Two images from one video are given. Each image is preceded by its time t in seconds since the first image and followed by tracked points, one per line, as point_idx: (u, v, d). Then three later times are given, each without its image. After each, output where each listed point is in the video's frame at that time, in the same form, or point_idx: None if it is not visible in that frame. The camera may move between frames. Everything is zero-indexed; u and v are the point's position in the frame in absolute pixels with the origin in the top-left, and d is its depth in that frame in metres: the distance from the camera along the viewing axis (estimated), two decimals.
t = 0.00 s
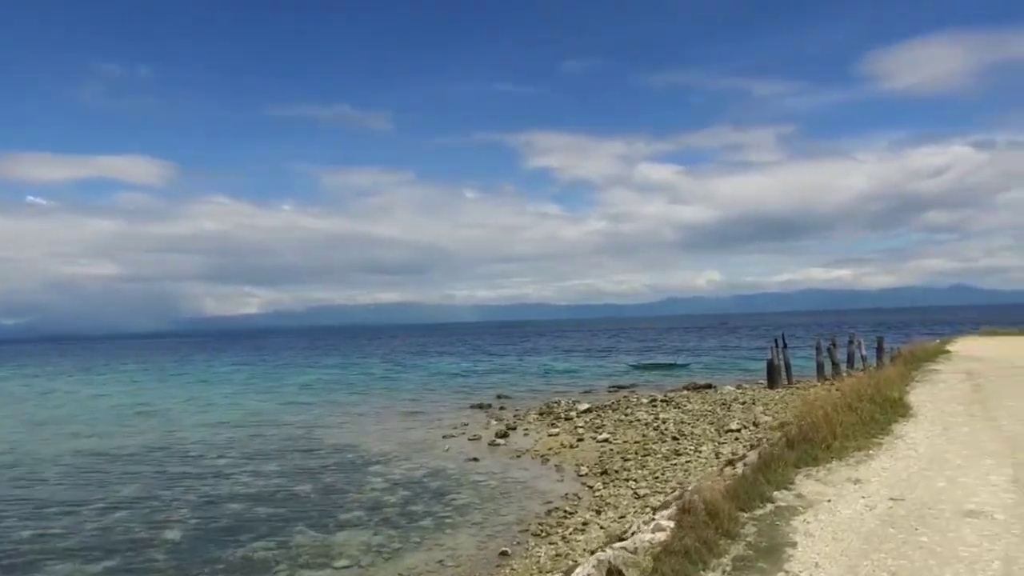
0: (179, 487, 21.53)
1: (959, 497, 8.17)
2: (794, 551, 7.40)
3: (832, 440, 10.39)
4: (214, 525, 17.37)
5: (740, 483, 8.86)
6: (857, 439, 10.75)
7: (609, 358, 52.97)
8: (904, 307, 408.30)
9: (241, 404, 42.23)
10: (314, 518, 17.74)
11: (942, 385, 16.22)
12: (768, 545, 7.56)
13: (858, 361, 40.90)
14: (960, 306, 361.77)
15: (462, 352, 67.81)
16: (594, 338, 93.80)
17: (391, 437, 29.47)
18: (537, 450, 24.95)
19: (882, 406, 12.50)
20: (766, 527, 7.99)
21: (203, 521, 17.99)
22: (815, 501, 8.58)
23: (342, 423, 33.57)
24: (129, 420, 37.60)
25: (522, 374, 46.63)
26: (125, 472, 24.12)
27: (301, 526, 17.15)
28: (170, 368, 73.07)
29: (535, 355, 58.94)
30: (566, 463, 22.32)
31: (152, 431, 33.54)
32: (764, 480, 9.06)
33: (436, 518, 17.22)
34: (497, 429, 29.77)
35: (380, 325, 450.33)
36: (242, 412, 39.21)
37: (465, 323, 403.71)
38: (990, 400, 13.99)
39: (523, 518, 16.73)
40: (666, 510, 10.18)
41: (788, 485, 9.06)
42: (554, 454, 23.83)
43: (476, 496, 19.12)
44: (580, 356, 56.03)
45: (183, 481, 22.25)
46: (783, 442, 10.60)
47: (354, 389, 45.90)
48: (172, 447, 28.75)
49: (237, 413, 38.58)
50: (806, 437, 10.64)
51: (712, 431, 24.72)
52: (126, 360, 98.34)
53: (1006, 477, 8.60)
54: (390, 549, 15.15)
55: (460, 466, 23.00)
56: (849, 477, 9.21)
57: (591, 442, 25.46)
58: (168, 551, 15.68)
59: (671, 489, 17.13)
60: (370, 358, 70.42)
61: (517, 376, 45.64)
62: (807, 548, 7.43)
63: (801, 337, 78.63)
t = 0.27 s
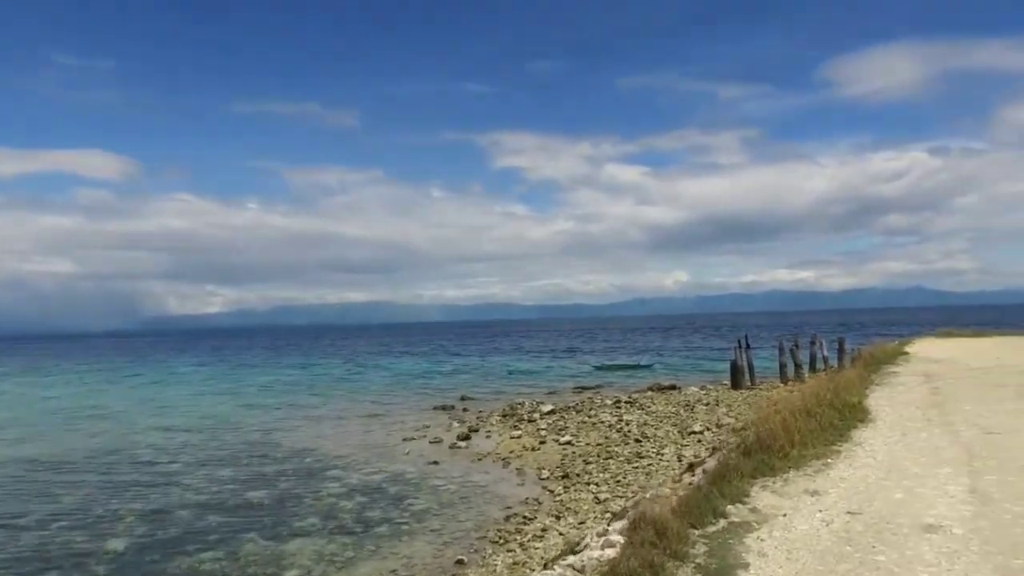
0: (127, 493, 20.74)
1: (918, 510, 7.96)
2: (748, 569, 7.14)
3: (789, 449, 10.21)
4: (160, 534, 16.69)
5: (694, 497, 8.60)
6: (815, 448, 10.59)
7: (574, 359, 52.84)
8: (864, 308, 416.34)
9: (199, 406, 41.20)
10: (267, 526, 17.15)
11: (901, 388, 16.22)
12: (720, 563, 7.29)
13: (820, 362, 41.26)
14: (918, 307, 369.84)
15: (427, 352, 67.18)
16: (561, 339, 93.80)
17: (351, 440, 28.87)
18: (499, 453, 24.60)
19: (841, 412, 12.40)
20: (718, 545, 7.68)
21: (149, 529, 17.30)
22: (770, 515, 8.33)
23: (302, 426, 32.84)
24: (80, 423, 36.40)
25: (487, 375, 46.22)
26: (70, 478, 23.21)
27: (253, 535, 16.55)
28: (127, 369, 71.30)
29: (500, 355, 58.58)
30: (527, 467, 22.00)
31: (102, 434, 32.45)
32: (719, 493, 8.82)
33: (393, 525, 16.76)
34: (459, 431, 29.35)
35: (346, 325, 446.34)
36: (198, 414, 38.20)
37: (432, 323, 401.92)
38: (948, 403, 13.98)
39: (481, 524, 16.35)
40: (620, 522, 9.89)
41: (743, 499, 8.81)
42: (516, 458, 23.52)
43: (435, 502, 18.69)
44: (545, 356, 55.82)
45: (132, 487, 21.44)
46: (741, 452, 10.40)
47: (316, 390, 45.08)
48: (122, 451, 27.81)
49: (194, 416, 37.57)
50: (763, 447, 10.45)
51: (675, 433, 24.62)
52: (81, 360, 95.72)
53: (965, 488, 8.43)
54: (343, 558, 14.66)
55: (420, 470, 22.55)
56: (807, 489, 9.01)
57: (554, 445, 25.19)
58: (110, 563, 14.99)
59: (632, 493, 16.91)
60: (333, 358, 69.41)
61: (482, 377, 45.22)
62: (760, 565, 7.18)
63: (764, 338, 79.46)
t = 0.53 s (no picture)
0: (98, 497, 20.25)
1: (904, 527, 7.63)
2: None
3: (771, 460, 9.91)
4: (129, 542, 16.19)
5: (670, 513, 8.27)
6: (797, 459, 10.29)
7: (561, 359, 52.57)
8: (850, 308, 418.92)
9: (179, 408, 40.53)
10: (240, 532, 16.72)
11: (886, 392, 15.99)
12: None
13: (806, 363, 41.18)
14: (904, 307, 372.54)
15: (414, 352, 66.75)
16: (547, 339, 93.51)
17: (332, 442, 28.44)
18: (481, 456, 24.25)
19: (826, 419, 12.12)
20: (694, 569, 7.24)
21: (119, 534, 16.82)
22: (749, 535, 7.93)
23: (283, 428, 32.37)
24: (57, 424, 35.75)
25: (473, 375, 45.87)
26: (42, 482, 22.66)
27: (225, 541, 16.12)
28: (108, 369, 70.31)
29: (487, 355, 58.25)
30: (509, 471, 21.65)
31: (79, 436, 31.85)
32: (696, 510, 8.49)
33: (369, 532, 16.36)
34: (442, 433, 28.98)
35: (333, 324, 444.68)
36: (178, 415, 37.63)
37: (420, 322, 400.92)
38: (934, 409, 13.73)
39: (459, 531, 15.98)
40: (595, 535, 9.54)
41: (720, 516, 8.45)
42: (498, 461, 23.17)
43: (413, 507, 18.30)
44: (531, 357, 55.53)
45: (104, 491, 20.90)
46: (721, 463, 10.08)
47: (299, 391, 44.57)
48: (98, 454, 27.26)
49: (174, 417, 37.02)
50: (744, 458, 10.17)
51: (660, 435, 24.34)
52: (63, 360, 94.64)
53: (953, 503, 8.12)
54: (316, 567, 14.24)
55: (400, 475, 22.13)
56: (788, 504, 8.66)
57: (537, 448, 24.86)
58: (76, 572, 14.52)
59: (614, 498, 16.58)
60: (319, 358, 68.86)
61: (467, 378, 44.83)
62: None
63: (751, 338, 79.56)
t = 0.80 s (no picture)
0: (71, 501, 19.76)
1: (892, 542, 7.31)
2: None
3: (753, 468, 9.61)
4: (100, 548, 15.73)
5: (645, 528, 7.93)
6: (780, 466, 9.99)
7: (548, 360, 52.27)
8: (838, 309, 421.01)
9: (160, 409, 39.95)
10: (215, 537, 16.30)
11: (874, 395, 15.73)
12: None
13: (794, 364, 41.03)
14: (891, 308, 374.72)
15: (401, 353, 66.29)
16: (536, 339, 93.17)
17: (315, 444, 28.00)
18: (464, 458, 23.89)
19: (812, 424, 11.83)
20: None
21: (90, 540, 16.37)
22: (727, 552, 7.57)
23: (265, 430, 31.89)
24: (35, 426, 35.13)
25: (459, 376, 45.48)
26: (14, 486, 22.14)
27: (199, 547, 15.70)
28: (89, 370, 69.42)
29: (475, 356, 57.86)
30: (492, 474, 21.30)
31: (56, 438, 31.27)
32: (674, 524, 8.15)
33: (347, 537, 15.98)
34: (427, 435, 28.60)
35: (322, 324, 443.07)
36: (159, 417, 37.07)
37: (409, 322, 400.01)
38: (922, 413, 13.48)
39: (439, 537, 15.62)
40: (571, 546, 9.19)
41: (697, 530, 8.11)
42: (482, 463, 22.82)
43: (393, 512, 17.92)
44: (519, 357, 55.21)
45: (77, 495, 20.41)
46: (702, 472, 9.77)
47: (284, 392, 44.04)
48: (74, 456, 26.73)
49: (155, 418, 36.47)
50: (726, 466, 9.86)
51: (646, 437, 24.06)
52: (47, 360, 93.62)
53: (942, 516, 7.82)
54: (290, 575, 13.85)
55: (382, 478, 21.75)
56: (770, 517, 8.34)
57: (522, 450, 24.52)
58: None
59: (598, 502, 16.26)
60: (305, 358, 68.28)
61: (453, 379, 44.42)
62: None
63: (740, 339, 79.56)
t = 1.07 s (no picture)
0: (42, 506, 19.23)
1: (881, 555, 7.00)
2: None
3: (734, 475, 9.31)
4: (69, 556, 15.23)
5: (619, 542, 7.60)
6: (762, 472, 9.69)
7: (536, 360, 51.96)
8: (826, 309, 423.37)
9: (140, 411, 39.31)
10: (189, 543, 15.84)
11: (862, 397, 15.50)
12: None
13: (782, 364, 40.92)
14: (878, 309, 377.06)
15: (388, 353, 65.84)
16: (523, 340, 92.78)
17: (297, 446, 27.55)
18: (448, 460, 23.53)
19: (796, 427, 11.55)
20: None
21: (58, 547, 15.86)
22: (703, 565, 7.23)
23: (247, 431, 31.40)
24: (12, 428, 34.45)
25: (446, 377, 45.08)
26: None
27: (172, 553, 15.24)
28: (70, 371, 68.43)
29: (462, 356, 57.51)
30: (475, 477, 20.95)
31: (32, 441, 30.63)
32: (648, 537, 7.82)
33: (324, 543, 15.58)
34: (411, 437, 28.20)
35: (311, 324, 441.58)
36: (140, 418, 36.43)
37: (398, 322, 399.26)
38: (910, 415, 13.24)
39: (418, 542, 15.26)
40: (545, 557, 8.84)
41: (673, 543, 7.75)
42: (465, 466, 22.46)
43: (373, 516, 17.52)
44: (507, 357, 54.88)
45: (49, 501, 19.86)
46: (682, 481, 9.45)
47: (267, 393, 43.49)
48: (50, 460, 26.14)
49: (135, 420, 35.86)
50: (706, 472, 9.54)
51: (632, 439, 23.80)
52: (29, 361, 92.54)
53: (931, 526, 7.54)
54: None
55: (363, 481, 21.33)
56: (751, 527, 8.02)
57: (506, 452, 24.18)
58: None
59: (581, 506, 15.93)
60: (291, 359, 67.63)
61: (439, 380, 44.03)
62: None
63: (728, 339, 79.62)
